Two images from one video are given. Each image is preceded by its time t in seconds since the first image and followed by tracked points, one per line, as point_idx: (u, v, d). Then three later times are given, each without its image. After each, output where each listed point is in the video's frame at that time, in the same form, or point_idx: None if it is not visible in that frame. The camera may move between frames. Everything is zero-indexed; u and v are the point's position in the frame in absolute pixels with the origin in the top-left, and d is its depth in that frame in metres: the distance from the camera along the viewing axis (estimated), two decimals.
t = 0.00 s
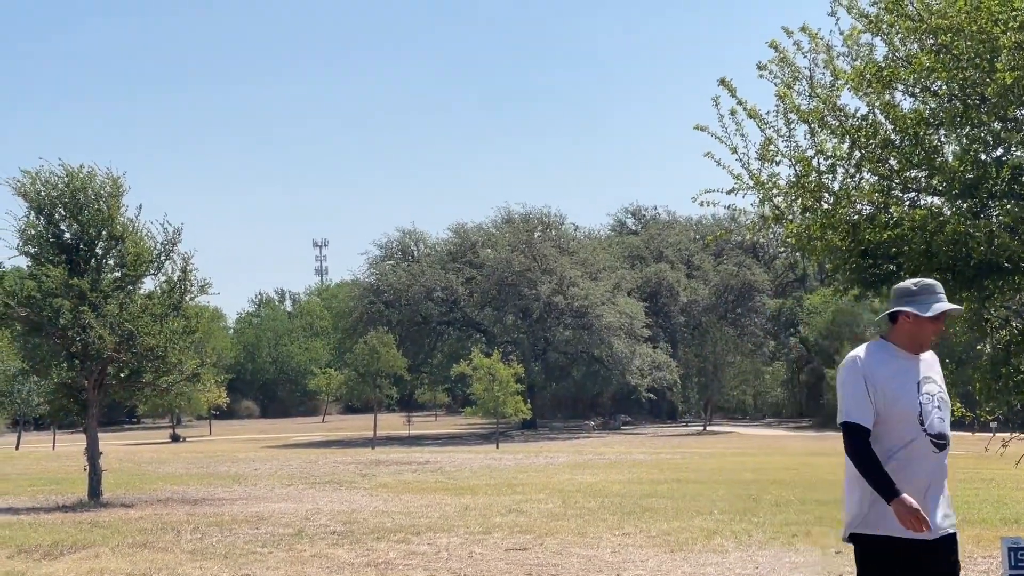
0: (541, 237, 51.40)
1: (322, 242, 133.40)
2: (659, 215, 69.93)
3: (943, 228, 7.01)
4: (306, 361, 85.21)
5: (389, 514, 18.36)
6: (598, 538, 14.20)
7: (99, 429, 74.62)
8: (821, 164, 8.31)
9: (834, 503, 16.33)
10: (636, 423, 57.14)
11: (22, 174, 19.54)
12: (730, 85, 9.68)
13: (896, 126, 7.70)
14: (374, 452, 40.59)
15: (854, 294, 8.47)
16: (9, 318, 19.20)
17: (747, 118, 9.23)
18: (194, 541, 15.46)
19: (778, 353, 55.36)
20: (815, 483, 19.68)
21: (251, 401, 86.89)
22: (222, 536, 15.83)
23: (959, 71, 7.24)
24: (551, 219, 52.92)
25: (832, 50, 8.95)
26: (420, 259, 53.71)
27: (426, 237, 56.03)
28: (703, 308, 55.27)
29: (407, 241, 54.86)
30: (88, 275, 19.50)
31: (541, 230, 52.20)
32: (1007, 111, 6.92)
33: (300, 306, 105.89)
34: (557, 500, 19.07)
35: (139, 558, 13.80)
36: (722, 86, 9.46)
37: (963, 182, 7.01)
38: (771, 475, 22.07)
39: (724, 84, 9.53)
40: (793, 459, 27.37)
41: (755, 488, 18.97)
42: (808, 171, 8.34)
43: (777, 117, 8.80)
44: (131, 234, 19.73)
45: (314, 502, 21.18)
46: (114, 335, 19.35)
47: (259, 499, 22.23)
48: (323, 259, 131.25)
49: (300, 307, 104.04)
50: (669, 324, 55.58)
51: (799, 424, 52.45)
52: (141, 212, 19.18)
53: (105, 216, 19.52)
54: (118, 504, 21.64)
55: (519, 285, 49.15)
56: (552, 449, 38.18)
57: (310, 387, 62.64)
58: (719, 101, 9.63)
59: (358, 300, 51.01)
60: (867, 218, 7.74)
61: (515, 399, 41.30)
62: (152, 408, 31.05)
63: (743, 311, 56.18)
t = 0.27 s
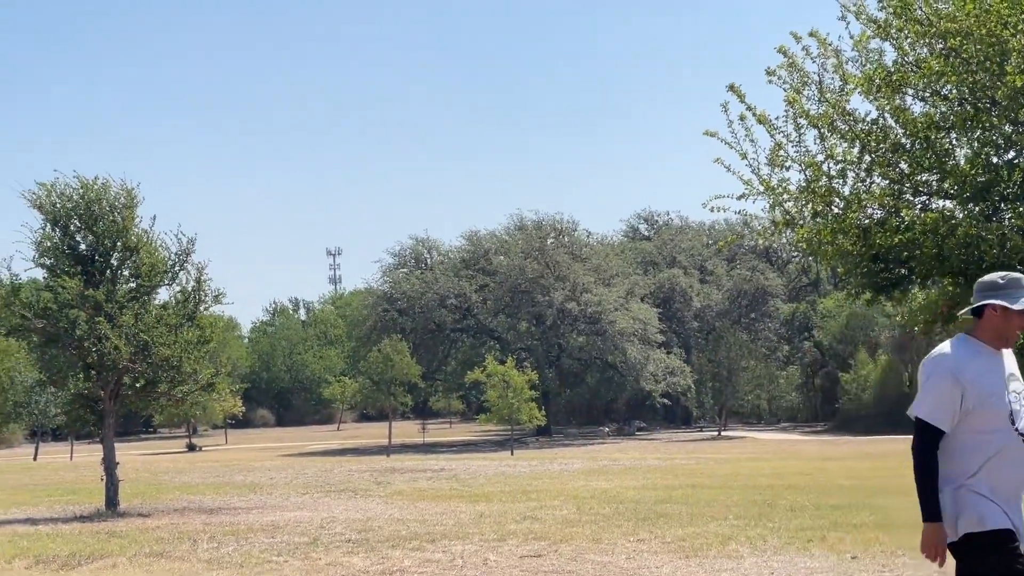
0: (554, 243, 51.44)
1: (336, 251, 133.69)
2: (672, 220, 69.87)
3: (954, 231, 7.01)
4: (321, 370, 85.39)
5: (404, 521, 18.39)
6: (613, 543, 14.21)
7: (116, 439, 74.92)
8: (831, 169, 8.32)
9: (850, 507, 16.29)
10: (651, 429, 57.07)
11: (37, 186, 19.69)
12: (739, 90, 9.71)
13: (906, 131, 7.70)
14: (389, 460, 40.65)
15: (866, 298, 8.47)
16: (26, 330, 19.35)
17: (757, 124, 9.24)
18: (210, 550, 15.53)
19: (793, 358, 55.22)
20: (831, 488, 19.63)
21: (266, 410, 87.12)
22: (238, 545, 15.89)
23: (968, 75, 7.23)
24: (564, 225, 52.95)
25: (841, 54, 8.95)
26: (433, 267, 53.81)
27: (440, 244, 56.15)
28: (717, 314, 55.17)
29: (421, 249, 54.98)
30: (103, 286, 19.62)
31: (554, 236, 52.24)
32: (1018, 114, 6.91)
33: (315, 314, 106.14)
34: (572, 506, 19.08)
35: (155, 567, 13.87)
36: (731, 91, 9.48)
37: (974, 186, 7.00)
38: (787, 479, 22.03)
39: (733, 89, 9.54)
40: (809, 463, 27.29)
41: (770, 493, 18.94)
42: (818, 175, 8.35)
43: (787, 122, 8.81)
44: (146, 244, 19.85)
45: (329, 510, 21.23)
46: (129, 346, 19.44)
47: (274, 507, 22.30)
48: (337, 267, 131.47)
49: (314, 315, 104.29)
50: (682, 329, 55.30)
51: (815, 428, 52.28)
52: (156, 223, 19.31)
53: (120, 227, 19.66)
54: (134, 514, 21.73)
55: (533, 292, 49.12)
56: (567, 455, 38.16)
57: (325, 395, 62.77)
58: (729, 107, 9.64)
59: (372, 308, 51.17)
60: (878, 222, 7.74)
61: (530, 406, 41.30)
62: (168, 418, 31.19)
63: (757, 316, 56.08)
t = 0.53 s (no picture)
0: (587, 252, 51.53)
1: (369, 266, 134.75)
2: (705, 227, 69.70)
3: (991, 228, 6.99)
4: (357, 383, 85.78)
5: (444, 533, 18.45)
6: (653, 551, 14.18)
7: (156, 456, 75.62)
8: (865, 170, 8.31)
9: (891, 510, 16.18)
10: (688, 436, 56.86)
11: (72, 206, 19.95)
12: (770, 94, 9.71)
13: (939, 129, 7.69)
14: (427, 472, 40.73)
15: (903, 298, 8.44)
16: (64, 349, 19.53)
17: (788, 127, 9.24)
18: (252, 565, 15.64)
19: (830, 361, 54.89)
20: (872, 491, 19.50)
21: (304, 425, 87.65)
22: (279, 559, 16.01)
23: (1001, 72, 7.21)
24: (597, 234, 52.99)
25: (872, 55, 8.94)
26: (466, 279, 53.96)
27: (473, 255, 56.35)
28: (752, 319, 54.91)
29: (454, 260, 55.20)
30: (140, 304, 19.84)
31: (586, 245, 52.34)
32: None
33: (349, 328, 106.72)
34: (611, 514, 19.06)
35: None
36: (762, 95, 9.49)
37: (1010, 183, 6.97)
38: (827, 483, 21.89)
39: (764, 92, 9.55)
40: (848, 467, 27.10)
41: (810, 498, 18.85)
42: (852, 177, 8.34)
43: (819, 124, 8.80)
44: (181, 261, 20.09)
45: (368, 523, 21.32)
46: (167, 362, 19.59)
47: (314, 521, 22.42)
48: (371, 280, 132.22)
49: (349, 330, 104.85)
50: (717, 335, 55.18)
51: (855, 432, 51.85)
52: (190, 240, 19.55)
53: (155, 245, 19.93)
54: (174, 531, 21.91)
55: (567, 301, 49.33)
56: (605, 464, 38.09)
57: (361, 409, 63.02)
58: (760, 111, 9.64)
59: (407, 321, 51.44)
60: (914, 221, 7.72)
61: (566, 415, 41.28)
62: (207, 435, 31.45)
63: (792, 320, 55.81)
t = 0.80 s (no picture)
0: (639, 259, 51.40)
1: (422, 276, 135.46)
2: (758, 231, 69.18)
3: None
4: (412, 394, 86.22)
5: (502, 543, 18.52)
6: (712, 559, 14.13)
7: (216, 469, 76.57)
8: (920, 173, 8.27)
9: (954, 515, 16.00)
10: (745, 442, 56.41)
11: (127, 223, 20.34)
12: (822, 98, 9.67)
13: (995, 130, 7.63)
14: (483, 482, 40.83)
15: (962, 301, 8.36)
16: (122, 364, 19.98)
17: (842, 130, 9.20)
18: None
19: (888, 364, 54.19)
20: (935, 495, 19.26)
21: (360, 436, 88.31)
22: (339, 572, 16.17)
23: None
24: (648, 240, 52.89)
25: (925, 57, 8.89)
26: (519, 288, 54.07)
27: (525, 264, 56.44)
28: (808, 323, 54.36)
29: (506, 270, 55.34)
30: (194, 319, 20.15)
31: (639, 252, 52.24)
32: None
33: (404, 339, 107.29)
34: (669, 523, 19.01)
35: None
36: (815, 99, 9.46)
37: None
38: (888, 488, 21.67)
39: (816, 97, 9.53)
40: (910, 471, 26.77)
41: (871, 503, 18.67)
42: (908, 180, 8.30)
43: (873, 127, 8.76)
44: (234, 276, 20.37)
45: (426, 534, 21.45)
46: (222, 377, 19.87)
47: (372, 533, 22.60)
48: (424, 291, 132.92)
49: (403, 341, 105.42)
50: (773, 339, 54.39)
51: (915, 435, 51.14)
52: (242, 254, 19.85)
53: (209, 260, 20.25)
54: (234, 544, 22.19)
55: (621, 308, 48.82)
56: (661, 472, 37.94)
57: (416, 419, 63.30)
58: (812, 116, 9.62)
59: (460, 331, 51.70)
60: (971, 224, 7.67)
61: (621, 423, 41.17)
62: (265, 448, 31.83)
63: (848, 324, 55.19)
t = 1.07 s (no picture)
0: (635, 239, 51.41)
1: (417, 251, 135.38)
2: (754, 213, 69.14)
3: None
4: (404, 368, 86.23)
5: (490, 518, 18.58)
6: (699, 538, 14.20)
7: (207, 438, 76.63)
8: (917, 159, 8.26)
9: (940, 499, 16.10)
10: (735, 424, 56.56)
11: (123, 188, 20.25)
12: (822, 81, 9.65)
13: (992, 118, 7.63)
14: (473, 457, 40.91)
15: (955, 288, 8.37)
16: (114, 330, 19.97)
17: (840, 115, 9.19)
18: (300, 547, 15.86)
19: (880, 350, 54.31)
20: (922, 480, 19.35)
21: (352, 408, 88.39)
22: (326, 542, 16.22)
23: None
24: (645, 221, 52.87)
25: (925, 43, 8.87)
26: (514, 264, 54.03)
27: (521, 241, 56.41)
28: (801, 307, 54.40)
29: (502, 246, 55.32)
30: (188, 287, 20.13)
31: (635, 232, 52.26)
32: None
33: (397, 313, 107.28)
34: (657, 502, 19.08)
35: (246, 564, 14.24)
36: (814, 83, 9.44)
37: None
38: (876, 472, 21.76)
39: (816, 81, 9.51)
40: (899, 456, 26.86)
41: (859, 487, 18.76)
42: (904, 166, 8.30)
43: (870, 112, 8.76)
44: (230, 245, 20.33)
45: (415, 507, 21.52)
46: (215, 345, 19.92)
47: (361, 505, 22.64)
48: (419, 266, 132.88)
49: (397, 315, 105.39)
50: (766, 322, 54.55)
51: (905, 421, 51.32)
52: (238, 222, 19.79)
53: (204, 228, 20.14)
54: (223, 513, 22.24)
55: (616, 288, 49.03)
56: (651, 451, 38.04)
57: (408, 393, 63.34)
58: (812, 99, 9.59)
59: (454, 306, 51.70)
60: (965, 211, 7.68)
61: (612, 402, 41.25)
62: (255, 417, 31.84)
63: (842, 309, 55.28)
